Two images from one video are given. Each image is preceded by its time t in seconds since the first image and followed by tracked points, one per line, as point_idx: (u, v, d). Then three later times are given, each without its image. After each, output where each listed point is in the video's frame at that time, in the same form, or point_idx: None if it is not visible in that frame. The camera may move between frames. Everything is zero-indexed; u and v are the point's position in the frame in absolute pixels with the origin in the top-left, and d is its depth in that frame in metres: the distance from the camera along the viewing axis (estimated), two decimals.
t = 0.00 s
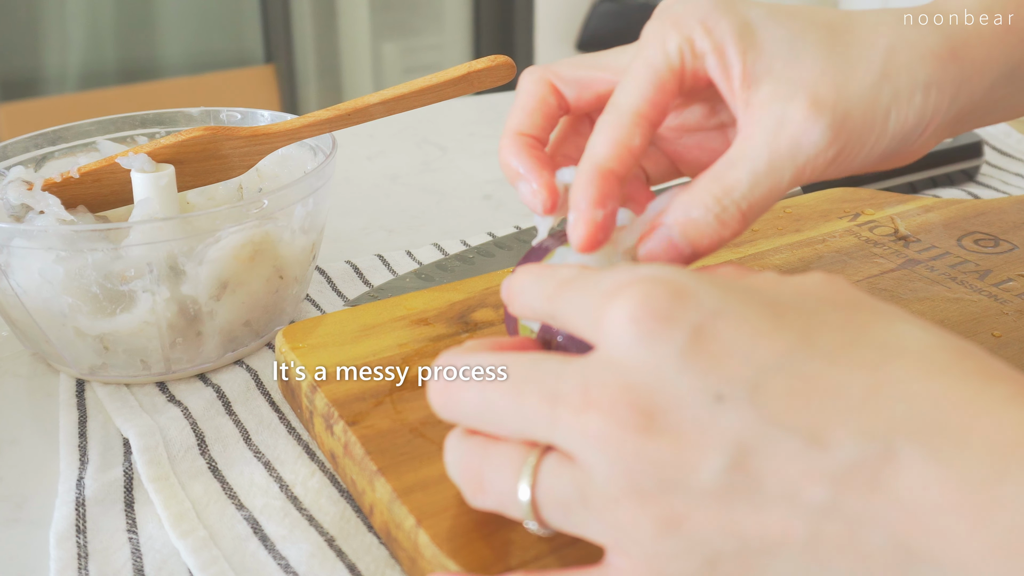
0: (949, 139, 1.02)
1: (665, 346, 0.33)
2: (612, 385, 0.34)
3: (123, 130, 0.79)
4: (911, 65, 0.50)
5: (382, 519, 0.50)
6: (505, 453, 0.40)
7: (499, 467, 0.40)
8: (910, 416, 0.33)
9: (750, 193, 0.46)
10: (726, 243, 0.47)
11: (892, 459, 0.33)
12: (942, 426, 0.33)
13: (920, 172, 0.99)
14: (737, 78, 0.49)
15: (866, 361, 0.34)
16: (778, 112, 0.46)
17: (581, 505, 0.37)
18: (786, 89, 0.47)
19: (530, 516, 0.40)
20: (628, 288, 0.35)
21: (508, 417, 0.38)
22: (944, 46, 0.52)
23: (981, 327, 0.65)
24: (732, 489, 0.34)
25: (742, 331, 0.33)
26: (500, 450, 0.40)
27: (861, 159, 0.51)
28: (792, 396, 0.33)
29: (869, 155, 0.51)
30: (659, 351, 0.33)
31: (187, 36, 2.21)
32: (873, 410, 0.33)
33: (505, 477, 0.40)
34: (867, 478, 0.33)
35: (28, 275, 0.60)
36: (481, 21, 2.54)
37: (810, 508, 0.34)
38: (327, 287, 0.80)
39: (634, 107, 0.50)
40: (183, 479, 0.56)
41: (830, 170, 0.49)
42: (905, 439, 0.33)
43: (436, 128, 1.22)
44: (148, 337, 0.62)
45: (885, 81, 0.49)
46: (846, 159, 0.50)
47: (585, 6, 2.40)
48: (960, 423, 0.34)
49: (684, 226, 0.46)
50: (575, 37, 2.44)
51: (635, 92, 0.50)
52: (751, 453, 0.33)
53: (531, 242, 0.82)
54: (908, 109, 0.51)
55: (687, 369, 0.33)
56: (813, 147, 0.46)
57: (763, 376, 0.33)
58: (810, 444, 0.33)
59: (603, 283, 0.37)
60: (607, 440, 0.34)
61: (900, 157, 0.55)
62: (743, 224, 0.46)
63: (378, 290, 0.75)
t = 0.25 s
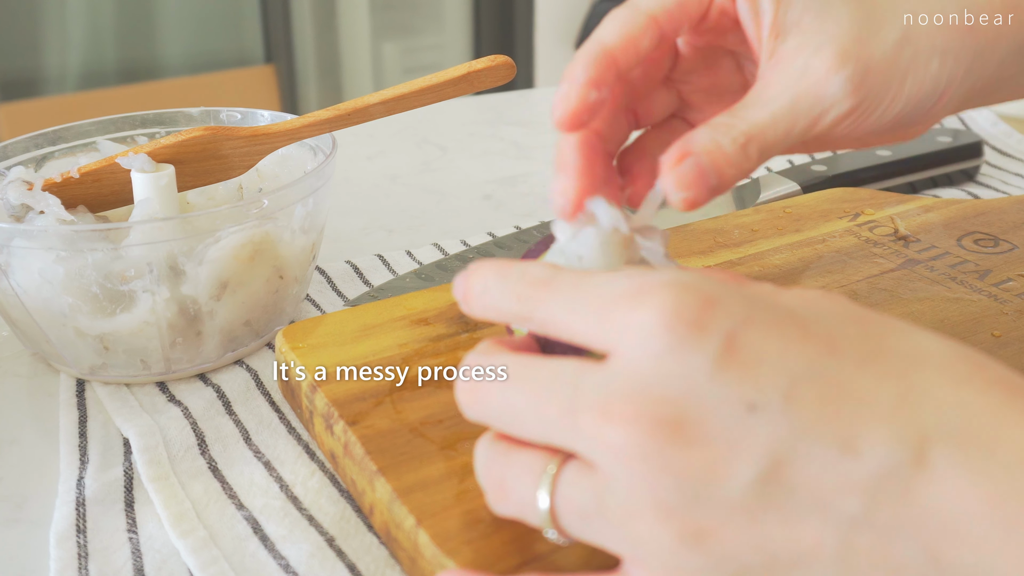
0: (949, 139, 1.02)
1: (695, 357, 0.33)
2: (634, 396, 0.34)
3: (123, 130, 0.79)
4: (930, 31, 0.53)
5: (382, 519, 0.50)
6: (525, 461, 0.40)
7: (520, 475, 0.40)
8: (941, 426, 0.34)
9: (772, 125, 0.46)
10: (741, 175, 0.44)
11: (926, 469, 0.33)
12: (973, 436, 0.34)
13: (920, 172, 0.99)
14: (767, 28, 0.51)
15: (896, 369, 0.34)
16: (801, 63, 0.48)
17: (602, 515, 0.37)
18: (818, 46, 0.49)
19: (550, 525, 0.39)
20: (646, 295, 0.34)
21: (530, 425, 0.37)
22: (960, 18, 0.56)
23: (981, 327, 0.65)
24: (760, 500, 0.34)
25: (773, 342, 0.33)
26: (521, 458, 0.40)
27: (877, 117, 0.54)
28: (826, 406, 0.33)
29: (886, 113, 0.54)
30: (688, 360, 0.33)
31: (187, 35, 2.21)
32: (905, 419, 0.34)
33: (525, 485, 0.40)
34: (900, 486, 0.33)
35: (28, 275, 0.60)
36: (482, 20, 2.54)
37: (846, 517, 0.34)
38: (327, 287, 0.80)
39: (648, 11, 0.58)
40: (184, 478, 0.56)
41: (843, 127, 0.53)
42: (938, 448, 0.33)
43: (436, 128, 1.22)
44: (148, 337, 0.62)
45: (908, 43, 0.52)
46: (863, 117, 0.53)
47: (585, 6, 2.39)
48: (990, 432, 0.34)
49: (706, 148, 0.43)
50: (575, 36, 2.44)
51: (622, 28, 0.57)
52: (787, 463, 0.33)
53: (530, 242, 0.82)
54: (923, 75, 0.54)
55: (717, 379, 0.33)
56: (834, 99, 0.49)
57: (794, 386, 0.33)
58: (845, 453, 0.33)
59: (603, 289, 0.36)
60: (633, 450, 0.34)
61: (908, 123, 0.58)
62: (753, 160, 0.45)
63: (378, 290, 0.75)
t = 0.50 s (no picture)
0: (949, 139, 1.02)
1: (714, 348, 0.33)
2: (653, 387, 0.34)
3: (124, 130, 0.79)
4: (892, 84, 0.52)
5: (382, 519, 0.50)
6: (539, 455, 0.39)
7: (535, 470, 0.39)
8: (958, 418, 0.34)
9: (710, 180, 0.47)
10: (690, 225, 0.48)
11: (942, 460, 0.34)
12: (988, 431, 0.34)
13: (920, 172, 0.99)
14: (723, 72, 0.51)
15: (912, 362, 0.34)
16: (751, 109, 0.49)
17: (619, 509, 0.36)
18: (768, 92, 0.49)
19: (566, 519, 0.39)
20: (667, 287, 0.35)
21: (544, 421, 0.37)
22: (932, 74, 0.54)
23: (981, 327, 0.65)
24: (781, 494, 0.33)
25: (790, 335, 0.34)
26: (534, 452, 0.40)
27: (829, 169, 0.53)
28: (842, 399, 0.33)
29: (840, 166, 0.53)
30: (707, 351, 0.33)
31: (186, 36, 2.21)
32: (923, 411, 0.34)
33: (540, 480, 0.39)
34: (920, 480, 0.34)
35: (28, 275, 0.60)
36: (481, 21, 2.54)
37: (866, 512, 0.34)
38: (327, 287, 0.80)
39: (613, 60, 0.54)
40: (183, 478, 0.56)
41: (791, 177, 0.52)
42: (954, 441, 0.34)
43: (436, 128, 1.22)
44: (148, 337, 0.62)
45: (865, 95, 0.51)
46: (817, 165, 0.52)
47: (585, 6, 2.39)
48: (1003, 430, 0.34)
49: (654, 200, 0.47)
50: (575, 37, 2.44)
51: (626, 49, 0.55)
52: (805, 455, 0.33)
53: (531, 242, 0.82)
54: (880, 128, 0.52)
55: (736, 371, 0.33)
56: (780, 153, 0.49)
57: (813, 378, 0.33)
58: (864, 447, 0.33)
59: (624, 284, 0.36)
60: (653, 444, 0.33)
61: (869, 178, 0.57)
62: (701, 209, 0.48)
63: (378, 290, 0.75)
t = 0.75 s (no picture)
0: (950, 139, 1.02)
1: (704, 335, 0.33)
2: (643, 373, 0.33)
3: (123, 130, 0.79)
4: None
5: (382, 519, 0.50)
6: (532, 444, 0.39)
7: (527, 458, 0.39)
8: (947, 406, 0.34)
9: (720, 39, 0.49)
10: (689, 88, 0.48)
11: (929, 448, 0.34)
12: (974, 419, 0.35)
13: (921, 172, 0.99)
14: None
15: (902, 350, 0.34)
16: None
17: (606, 497, 0.36)
18: None
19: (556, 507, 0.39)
20: (659, 274, 0.34)
21: (532, 406, 0.36)
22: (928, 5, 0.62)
23: (982, 327, 0.65)
24: (769, 481, 0.33)
25: (780, 322, 0.33)
26: (527, 441, 0.39)
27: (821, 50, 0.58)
28: (832, 386, 0.33)
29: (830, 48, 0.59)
30: (697, 338, 0.33)
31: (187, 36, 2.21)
32: (912, 398, 0.34)
33: (532, 468, 0.39)
34: (905, 467, 0.34)
35: (28, 276, 0.60)
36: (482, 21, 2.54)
37: (853, 498, 0.34)
38: (327, 287, 0.80)
39: None
40: (183, 478, 0.56)
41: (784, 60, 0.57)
42: (942, 428, 0.34)
43: (436, 128, 1.22)
44: (148, 337, 0.62)
45: None
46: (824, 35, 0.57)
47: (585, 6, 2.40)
48: (991, 419, 0.35)
49: (653, 54, 0.47)
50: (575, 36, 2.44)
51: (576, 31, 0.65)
52: (793, 441, 0.33)
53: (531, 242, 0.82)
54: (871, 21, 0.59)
55: (725, 358, 0.33)
56: (784, 21, 0.53)
57: (802, 366, 0.33)
58: (852, 433, 0.33)
59: (617, 270, 0.36)
60: (641, 430, 0.33)
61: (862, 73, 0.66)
62: (704, 69, 0.48)
63: (378, 290, 0.75)
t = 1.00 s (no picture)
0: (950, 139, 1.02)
1: (766, 283, 0.30)
2: (695, 309, 0.30)
3: (124, 130, 0.79)
4: (960, 125, 0.53)
5: (382, 519, 0.50)
6: (575, 385, 0.37)
7: (564, 399, 0.37)
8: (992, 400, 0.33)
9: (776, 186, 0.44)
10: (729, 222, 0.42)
11: (975, 430, 0.32)
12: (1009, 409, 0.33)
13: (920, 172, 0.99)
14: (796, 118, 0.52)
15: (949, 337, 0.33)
16: (792, 103, 0.52)
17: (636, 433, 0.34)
18: (844, 106, 0.50)
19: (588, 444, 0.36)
20: (722, 220, 0.30)
21: (566, 334, 0.33)
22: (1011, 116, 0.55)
23: (982, 327, 0.65)
24: (809, 430, 0.30)
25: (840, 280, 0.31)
26: (571, 384, 0.37)
27: (897, 195, 0.52)
28: (892, 346, 0.31)
29: (904, 198, 0.52)
30: (756, 286, 0.30)
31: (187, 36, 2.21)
32: (960, 381, 0.32)
33: (569, 406, 0.37)
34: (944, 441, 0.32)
35: (28, 275, 0.60)
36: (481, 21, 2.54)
37: (889, 459, 0.31)
38: (327, 287, 0.80)
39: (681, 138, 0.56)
40: (183, 478, 0.56)
41: (859, 212, 0.50)
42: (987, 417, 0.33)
43: (436, 128, 1.22)
44: (148, 337, 0.62)
45: (937, 111, 0.53)
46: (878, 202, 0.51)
47: (585, 6, 2.39)
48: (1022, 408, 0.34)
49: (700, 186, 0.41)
50: (575, 36, 2.44)
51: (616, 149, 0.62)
52: (843, 390, 0.30)
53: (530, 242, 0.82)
54: (939, 165, 0.52)
55: (785, 306, 0.30)
56: (840, 176, 0.47)
57: (863, 327, 0.30)
58: (898, 396, 0.31)
59: (674, 209, 0.31)
60: (687, 363, 0.30)
61: (938, 213, 0.55)
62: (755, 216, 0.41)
63: (378, 290, 0.75)
